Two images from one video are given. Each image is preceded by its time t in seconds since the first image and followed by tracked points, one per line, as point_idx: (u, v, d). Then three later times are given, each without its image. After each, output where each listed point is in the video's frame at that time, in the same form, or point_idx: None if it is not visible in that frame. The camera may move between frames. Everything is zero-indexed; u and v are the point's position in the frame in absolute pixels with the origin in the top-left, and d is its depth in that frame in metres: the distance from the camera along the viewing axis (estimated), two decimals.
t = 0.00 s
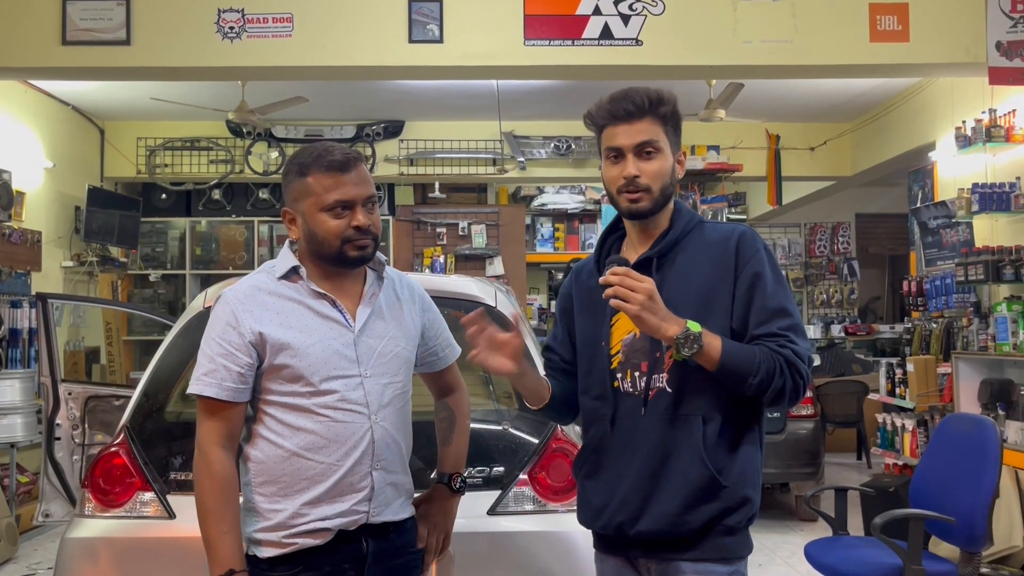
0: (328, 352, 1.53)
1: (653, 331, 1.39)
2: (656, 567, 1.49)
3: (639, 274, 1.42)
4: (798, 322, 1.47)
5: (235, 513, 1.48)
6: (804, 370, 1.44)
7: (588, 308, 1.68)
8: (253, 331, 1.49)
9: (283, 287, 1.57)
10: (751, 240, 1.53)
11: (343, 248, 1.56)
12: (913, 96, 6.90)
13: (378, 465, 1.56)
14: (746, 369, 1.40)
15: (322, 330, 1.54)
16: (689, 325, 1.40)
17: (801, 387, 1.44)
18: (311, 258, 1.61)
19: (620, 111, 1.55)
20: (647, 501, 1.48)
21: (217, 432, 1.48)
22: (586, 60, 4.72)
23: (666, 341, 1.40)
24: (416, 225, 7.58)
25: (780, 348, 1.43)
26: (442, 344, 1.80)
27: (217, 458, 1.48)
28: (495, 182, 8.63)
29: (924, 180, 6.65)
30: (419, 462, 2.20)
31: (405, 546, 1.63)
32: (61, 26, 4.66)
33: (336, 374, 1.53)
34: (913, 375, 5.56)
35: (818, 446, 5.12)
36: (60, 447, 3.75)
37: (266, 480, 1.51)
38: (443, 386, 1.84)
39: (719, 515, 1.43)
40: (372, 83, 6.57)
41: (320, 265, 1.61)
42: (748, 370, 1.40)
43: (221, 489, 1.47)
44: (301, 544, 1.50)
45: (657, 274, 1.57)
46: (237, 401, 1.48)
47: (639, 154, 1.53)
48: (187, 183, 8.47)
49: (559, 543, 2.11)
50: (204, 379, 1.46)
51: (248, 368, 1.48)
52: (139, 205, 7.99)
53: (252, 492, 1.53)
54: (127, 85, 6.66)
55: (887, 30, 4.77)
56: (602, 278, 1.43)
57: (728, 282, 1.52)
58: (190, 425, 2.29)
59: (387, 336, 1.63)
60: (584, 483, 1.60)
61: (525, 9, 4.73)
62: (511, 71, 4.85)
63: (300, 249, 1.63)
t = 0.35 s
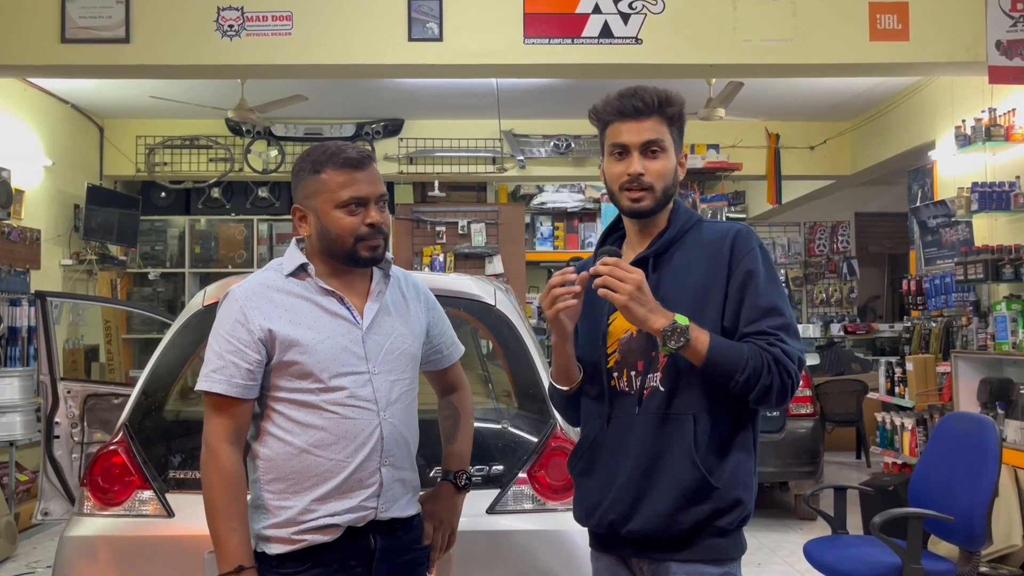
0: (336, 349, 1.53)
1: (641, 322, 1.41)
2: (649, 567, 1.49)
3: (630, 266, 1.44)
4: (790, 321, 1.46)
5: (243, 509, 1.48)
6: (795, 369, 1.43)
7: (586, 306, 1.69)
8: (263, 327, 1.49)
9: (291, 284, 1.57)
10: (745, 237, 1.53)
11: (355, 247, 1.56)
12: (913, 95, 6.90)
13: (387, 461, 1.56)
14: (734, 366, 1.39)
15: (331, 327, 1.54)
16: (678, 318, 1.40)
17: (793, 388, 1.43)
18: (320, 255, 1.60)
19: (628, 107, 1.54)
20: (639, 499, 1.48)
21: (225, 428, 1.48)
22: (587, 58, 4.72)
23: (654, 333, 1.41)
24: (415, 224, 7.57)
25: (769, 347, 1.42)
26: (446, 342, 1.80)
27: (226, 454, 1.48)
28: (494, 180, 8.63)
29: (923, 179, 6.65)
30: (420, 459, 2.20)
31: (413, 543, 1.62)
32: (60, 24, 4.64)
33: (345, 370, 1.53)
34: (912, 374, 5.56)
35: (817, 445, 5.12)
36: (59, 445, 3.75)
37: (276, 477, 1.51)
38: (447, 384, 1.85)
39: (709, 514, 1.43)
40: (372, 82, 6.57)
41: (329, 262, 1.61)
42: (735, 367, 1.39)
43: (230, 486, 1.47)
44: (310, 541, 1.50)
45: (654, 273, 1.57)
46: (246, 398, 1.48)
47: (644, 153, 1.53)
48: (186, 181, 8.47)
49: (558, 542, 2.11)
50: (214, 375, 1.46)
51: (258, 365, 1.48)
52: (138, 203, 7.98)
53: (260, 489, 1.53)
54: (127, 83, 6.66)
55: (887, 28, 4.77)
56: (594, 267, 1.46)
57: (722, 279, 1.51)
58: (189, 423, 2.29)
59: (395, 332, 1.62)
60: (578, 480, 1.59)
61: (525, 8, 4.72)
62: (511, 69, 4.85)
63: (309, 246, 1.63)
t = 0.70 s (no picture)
0: (340, 348, 1.53)
1: (634, 324, 1.42)
2: (649, 566, 1.49)
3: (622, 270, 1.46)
4: (786, 322, 1.45)
5: (247, 507, 1.48)
6: (787, 370, 1.43)
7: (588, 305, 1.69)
8: (267, 326, 1.49)
9: (296, 284, 1.56)
10: (745, 237, 1.52)
11: (361, 246, 1.56)
12: (913, 94, 6.89)
13: (390, 461, 1.56)
14: (727, 368, 1.39)
15: (334, 326, 1.54)
16: (669, 320, 1.41)
17: (782, 389, 1.43)
18: (325, 254, 1.60)
19: (627, 106, 1.54)
20: (639, 499, 1.48)
21: (230, 426, 1.49)
22: (586, 57, 4.72)
23: (646, 335, 1.42)
24: (414, 223, 7.56)
25: (762, 347, 1.42)
26: (451, 342, 1.80)
27: (231, 452, 1.48)
28: (494, 179, 8.63)
29: (923, 179, 6.64)
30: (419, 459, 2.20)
31: (416, 542, 1.62)
32: (59, 22, 4.63)
33: (349, 370, 1.53)
34: (911, 374, 5.56)
35: (816, 444, 5.12)
36: (58, 444, 3.75)
37: (279, 476, 1.51)
38: (452, 384, 1.85)
39: (710, 515, 1.43)
40: (371, 81, 6.56)
41: (334, 260, 1.60)
42: (728, 369, 1.39)
43: (234, 483, 1.47)
44: (313, 540, 1.50)
45: (654, 273, 1.57)
46: (251, 396, 1.48)
47: (643, 151, 1.53)
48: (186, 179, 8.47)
49: (557, 541, 2.11)
50: (217, 373, 1.46)
51: (261, 363, 1.48)
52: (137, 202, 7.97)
53: (264, 488, 1.53)
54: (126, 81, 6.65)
55: (887, 28, 4.77)
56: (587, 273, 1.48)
57: (721, 279, 1.51)
58: (187, 422, 2.30)
59: (398, 332, 1.62)
60: (576, 479, 1.59)
61: (524, 6, 4.72)
62: (510, 68, 4.85)
63: (314, 245, 1.63)
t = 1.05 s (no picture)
0: (341, 348, 1.53)
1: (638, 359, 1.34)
2: (650, 566, 1.49)
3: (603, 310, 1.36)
4: (790, 322, 1.43)
5: (247, 506, 1.49)
6: (795, 372, 1.41)
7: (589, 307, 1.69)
8: (268, 326, 1.49)
9: (298, 283, 1.56)
10: (744, 237, 1.51)
11: (366, 244, 1.55)
12: (912, 94, 6.90)
13: (391, 461, 1.55)
14: (736, 382, 1.36)
15: (335, 326, 1.54)
16: (668, 343, 1.36)
17: (789, 392, 1.40)
18: (328, 253, 1.61)
19: (592, 115, 1.59)
20: (640, 500, 1.48)
21: (230, 425, 1.49)
22: (586, 56, 4.71)
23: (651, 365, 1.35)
24: (414, 222, 7.56)
25: (766, 353, 1.39)
26: (456, 343, 1.79)
27: (231, 451, 1.48)
28: (493, 178, 8.63)
29: (922, 178, 6.64)
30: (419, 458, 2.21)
31: (418, 542, 1.61)
32: (58, 20, 4.63)
33: (350, 369, 1.53)
34: (910, 374, 5.56)
35: (815, 444, 5.12)
36: (56, 443, 3.75)
37: (279, 475, 1.51)
38: (456, 384, 1.84)
39: (711, 515, 1.42)
40: (370, 79, 6.56)
41: (337, 260, 1.60)
42: (737, 383, 1.36)
43: (234, 483, 1.47)
44: (313, 539, 1.49)
45: (653, 274, 1.57)
46: (252, 396, 1.49)
47: (605, 155, 1.56)
48: (185, 178, 8.46)
49: (556, 541, 2.11)
50: (218, 373, 1.47)
51: (262, 363, 1.48)
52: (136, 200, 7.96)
53: (265, 487, 1.53)
54: (125, 79, 6.64)
55: (887, 27, 4.77)
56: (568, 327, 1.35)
57: (720, 281, 1.49)
58: (186, 421, 2.31)
59: (400, 332, 1.61)
60: (578, 480, 1.60)
61: (523, 5, 4.71)
62: (510, 67, 4.84)
63: (318, 243, 1.63)
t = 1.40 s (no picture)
0: (344, 346, 1.53)
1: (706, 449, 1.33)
2: (653, 565, 1.49)
3: (649, 436, 1.34)
4: (806, 319, 1.44)
5: (249, 505, 1.48)
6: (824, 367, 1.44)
7: (587, 308, 1.68)
8: (271, 322, 1.49)
9: (300, 280, 1.56)
10: (744, 237, 1.51)
11: (373, 246, 1.55)
12: (911, 94, 6.90)
13: (393, 459, 1.55)
14: (782, 406, 1.37)
15: (339, 324, 1.54)
16: (721, 412, 1.35)
17: (823, 388, 1.42)
18: (333, 251, 1.60)
19: (582, 117, 1.60)
20: (642, 501, 1.47)
21: (231, 423, 1.48)
22: (586, 55, 4.71)
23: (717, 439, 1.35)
24: (414, 221, 7.55)
25: (798, 362, 1.40)
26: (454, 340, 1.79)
27: (231, 448, 1.48)
28: (492, 177, 8.62)
29: (921, 177, 6.64)
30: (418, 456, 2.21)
31: (419, 540, 1.61)
32: (57, 19, 4.62)
33: (353, 367, 1.53)
34: (910, 373, 5.56)
35: (814, 443, 5.12)
36: (55, 442, 3.74)
37: (281, 473, 1.51)
38: (453, 383, 1.84)
39: (715, 510, 1.43)
40: (369, 78, 6.56)
41: (342, 258, 1.60)
42: (783, 406, 1.37)
43: (236, 480, 1.47)
44: (316, 537, 1.49)
45: (651, 273, 1.57)
46: (253, 392, 1.48)
47: (594, 156, 1.56)
48: (184, 176, 8.46)
49: (556, 539, 2.11)
50: (220, 369, 1.46)
51: (265, 359, 1.48)
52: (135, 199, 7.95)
53: (266, 485, 1.53)
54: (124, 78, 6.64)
55: (886, 27, 4.77)
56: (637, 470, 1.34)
57: (723, 283, 1.49)
58: (185, 420, 2.33)
59: (401, 331, 1.61)
60: (578, 481, 1.60)
61: (523, 4, 4.71)
62: (510, 66, 4.84)
63: (323, 241, 1.62)
